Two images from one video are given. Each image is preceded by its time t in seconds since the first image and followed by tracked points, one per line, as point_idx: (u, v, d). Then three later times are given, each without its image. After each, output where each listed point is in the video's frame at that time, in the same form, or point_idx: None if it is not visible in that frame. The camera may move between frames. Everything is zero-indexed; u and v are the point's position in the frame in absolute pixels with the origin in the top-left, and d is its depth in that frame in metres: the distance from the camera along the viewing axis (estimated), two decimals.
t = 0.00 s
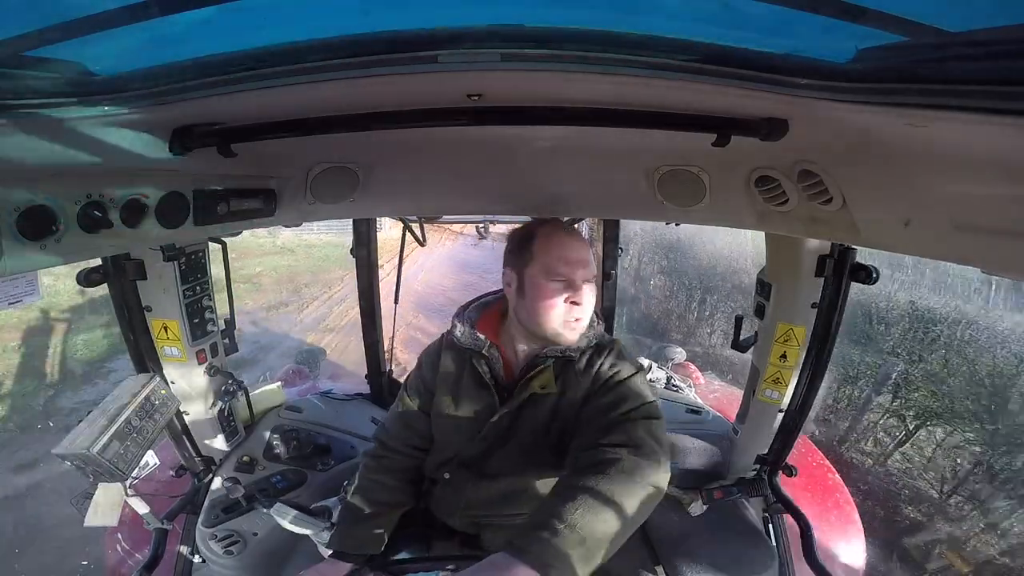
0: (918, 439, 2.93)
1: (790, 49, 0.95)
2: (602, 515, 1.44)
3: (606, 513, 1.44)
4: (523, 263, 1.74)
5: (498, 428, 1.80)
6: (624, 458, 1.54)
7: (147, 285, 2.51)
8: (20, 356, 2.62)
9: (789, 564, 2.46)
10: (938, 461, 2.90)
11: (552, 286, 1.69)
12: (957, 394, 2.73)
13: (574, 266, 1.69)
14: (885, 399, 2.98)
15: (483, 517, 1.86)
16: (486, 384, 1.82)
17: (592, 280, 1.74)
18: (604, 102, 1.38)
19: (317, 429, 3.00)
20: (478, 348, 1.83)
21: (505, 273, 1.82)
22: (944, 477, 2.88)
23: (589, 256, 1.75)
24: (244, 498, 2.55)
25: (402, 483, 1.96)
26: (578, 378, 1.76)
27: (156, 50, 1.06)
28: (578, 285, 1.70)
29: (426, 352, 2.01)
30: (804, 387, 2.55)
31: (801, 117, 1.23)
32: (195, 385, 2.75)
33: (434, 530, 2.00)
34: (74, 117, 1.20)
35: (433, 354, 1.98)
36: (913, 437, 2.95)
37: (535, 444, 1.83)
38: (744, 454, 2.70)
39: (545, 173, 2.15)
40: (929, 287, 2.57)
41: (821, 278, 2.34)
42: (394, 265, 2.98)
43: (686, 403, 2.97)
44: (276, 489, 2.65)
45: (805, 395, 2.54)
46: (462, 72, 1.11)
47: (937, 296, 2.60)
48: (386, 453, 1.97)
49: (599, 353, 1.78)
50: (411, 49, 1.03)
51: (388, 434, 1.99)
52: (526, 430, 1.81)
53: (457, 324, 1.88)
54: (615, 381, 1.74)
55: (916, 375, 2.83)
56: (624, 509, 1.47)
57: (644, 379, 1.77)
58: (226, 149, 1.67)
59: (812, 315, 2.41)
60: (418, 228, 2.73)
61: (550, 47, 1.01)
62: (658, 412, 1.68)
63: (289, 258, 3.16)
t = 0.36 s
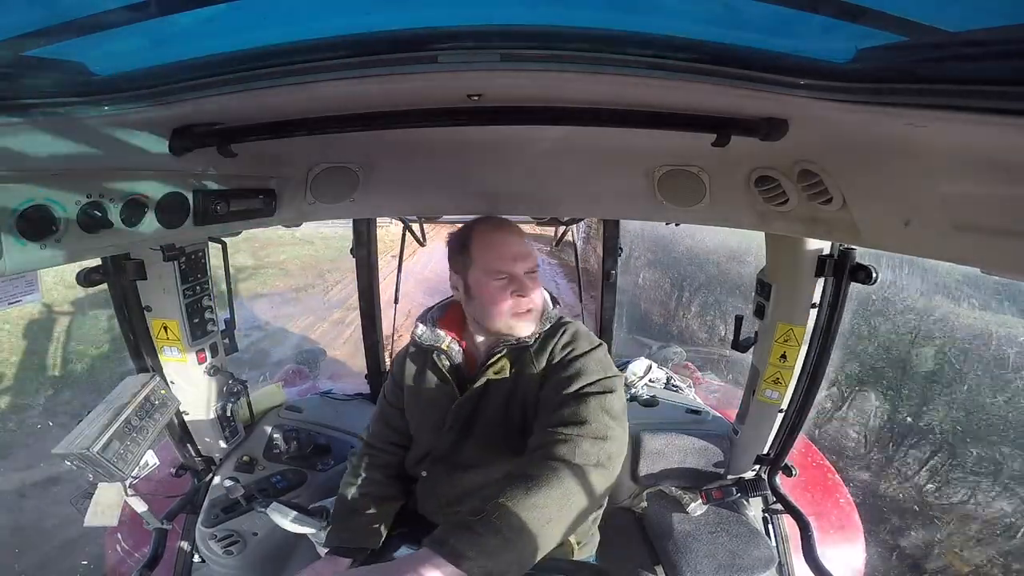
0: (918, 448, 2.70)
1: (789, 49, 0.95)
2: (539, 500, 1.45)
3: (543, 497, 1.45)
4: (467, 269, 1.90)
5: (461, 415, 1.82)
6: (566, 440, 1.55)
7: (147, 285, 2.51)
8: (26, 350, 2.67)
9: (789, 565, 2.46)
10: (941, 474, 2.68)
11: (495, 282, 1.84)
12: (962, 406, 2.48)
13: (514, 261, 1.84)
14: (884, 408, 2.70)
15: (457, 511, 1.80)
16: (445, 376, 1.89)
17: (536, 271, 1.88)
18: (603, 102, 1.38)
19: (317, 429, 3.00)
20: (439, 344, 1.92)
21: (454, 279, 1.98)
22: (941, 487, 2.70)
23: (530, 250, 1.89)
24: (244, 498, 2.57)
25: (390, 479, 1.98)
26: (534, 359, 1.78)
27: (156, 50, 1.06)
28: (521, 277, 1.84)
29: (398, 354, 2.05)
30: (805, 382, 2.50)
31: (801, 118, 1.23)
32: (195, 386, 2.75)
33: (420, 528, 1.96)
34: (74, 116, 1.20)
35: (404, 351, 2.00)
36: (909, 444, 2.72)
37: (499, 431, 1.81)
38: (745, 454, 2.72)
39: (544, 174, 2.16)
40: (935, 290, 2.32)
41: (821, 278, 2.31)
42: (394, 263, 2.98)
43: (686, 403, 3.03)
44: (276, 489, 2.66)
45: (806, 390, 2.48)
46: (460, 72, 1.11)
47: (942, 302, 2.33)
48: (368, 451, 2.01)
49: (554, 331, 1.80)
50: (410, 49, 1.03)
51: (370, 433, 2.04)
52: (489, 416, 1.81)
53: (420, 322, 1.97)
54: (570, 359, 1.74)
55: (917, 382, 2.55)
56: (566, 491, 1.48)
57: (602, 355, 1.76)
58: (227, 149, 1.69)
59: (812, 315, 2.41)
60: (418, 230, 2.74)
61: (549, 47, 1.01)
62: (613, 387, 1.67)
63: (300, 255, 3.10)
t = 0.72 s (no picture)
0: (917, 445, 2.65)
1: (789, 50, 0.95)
2: (524, 505, 1.49)
3: (529, 505, 1.49)
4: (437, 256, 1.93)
5: (455, 419, 1.81)
6: (558, 445, 1.55)
7: (147, 284, 2.50)
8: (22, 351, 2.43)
9: (789, 565, 2.46)
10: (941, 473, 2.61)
11: (451, 272, 1.84)
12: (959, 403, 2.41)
13: (473, 252, 1.82)
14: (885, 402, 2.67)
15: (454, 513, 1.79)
16: (439, 377, 1.88)
17: (498, 262, 1.82)
18: (603, 102, 1.38)
19: (317, 429, 3.00)
20: (433, 346, 1.90)
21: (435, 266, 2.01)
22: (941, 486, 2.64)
23: (496, 240, 1.84)
24: (244, 498, 2.56)
25: (384, 478, 1.98)
26: (526, 361, 1.76)
27: (157, 49, 1.05)
28: (476, 268, 1.81)
29: (393, 356, 2.08)
30: (805, 382, 2.49)
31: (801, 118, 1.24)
32: (195, 385, 2.75)
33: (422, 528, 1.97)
34: (73, 116, 1.20)
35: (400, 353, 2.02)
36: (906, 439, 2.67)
37: (494, 433, 1.81)
38: (744, 454, 2.72)
39: (544, 173, 2.16)
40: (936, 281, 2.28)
41: (822, 278, 2.31)
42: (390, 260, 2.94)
43: (686, 403, 3.03)
44: (276, 489, 2.66)
45: (806, 389, 2.47)
46: (459, 72, 1.12)
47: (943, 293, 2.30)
48: (366, 452, 2.01)
49: (548, 332, 1.78)
50: (410, 49, 1.03)
51: (367, 434, 2.05)
52: (483, 419, 1.81)
53: (413, 325, 1.96)
54: (564, 361, 1.73)
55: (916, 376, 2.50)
56: (557, 497, 1.50)
57: (598, 355, 1.74)
58: (227, 149, 1.69)
59: (812, 315, 2.41)
60: (418, 230, 2.75)
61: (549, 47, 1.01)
62: (610, 389, 1.66)
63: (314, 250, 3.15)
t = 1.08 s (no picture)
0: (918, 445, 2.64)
1: (789, 50, 0.95)
2: (529, 508, 1.50)
3: (534, 507, 1.50)
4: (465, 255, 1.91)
5: (470, 421, 1.81)
6: (566, 449, 1.55)
7: (146, 284, 2.50)
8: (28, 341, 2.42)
9: (789, 565, 2.47)
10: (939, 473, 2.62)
11: (479, 273, 1.82)
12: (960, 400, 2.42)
13: (503, 254, 1.80)
14: (886, 401, 2.65)
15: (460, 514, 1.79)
16: (458, 378, 1.89)
17: (527, 266, 1.81)
18: (603, 102, 1.38)
19: (317, 429, 3.00)
20: (454, 345, 1.90)
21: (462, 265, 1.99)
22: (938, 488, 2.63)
23: (526, 242, 1.82)
24: (244, 498, 2.56)
25: (391, 474, 1.97)
26: (545, 366, 1.76)
27: (156, 50, 1.05)
28: (505, 270, 1.79)
29: (407, 358, 2.09)
30: (805, 382, 2.49)
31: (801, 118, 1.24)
32: (196, 386, 2.75)
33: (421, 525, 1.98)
34: (73, 116, 1.20)
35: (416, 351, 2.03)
36: (908, 439, 2.67)
37: (507, 436, 1.80)
38: (744, 454, 2.73)
39: (544, 173, 2.15)
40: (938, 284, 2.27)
41: (821, 278, 2.30)
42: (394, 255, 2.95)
43: (686, 403, 3.04)
44: (276, 489, 2.67)
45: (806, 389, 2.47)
46: (459, 72, 1.12)
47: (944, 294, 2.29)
48: (375, 446, 2.02)
49: (567, 338, 1.78)
50: (409, 49, 1.03)
51: (378, 428, 2.05)
52: (496, 421, 1.81)
53: (434, 325, 1.96)
54: (581, 367, 1.72)
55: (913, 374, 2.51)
56: (561, 501, 1.51)
57: (613, 363, 1.74)
58: (227, 149, 1.69)
59: (811, 315, 2.41)
60: (418, 230, 2.75)
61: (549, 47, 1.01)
62: (624, 396, 1.65)
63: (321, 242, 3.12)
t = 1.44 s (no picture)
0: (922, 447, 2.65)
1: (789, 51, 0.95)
2: (525, 512, 1.49)
3: (530, 512, 1.49)
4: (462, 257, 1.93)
5: (467, 422, 1.81)
6: (564, 456, 1.55)
7: (147, 284, 2.49)
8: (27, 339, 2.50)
9: (790, 565, 2.47)
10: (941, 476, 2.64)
11: (475, 272, 1.84)
12: (965, 402, 2.46)
13: (498, 254, 1.82)
14: (888, 402, 2.66)
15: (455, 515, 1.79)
16: (455, 379, 1.90)
17: (523, 266, 1.83)
18: (602, 103, 1.38)
19: (317, 429, 3.00)
20: (450, 346, 1.90)
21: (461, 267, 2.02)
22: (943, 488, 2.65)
23: (523, 243, 1.85)
24: (244, 498, 2.56)
25: (390, 473, 1.98)
26: (542, 370, 1.76)
27: (156, 50, 1.05)
28: (500, 270, 1.82)
29: (404, 362, 2.10)
30: (805, 382, 2.48)
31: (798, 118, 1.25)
32: (196, 385, 2.75)
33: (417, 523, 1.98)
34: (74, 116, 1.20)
35: (414, 353, 2.05)
36: (906, 440, 2.69)
37: (503, 439, 1.81)
38: (744, 454, 2.73)
39: (544, 173, 2.15)
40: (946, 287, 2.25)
41: (821, 277, 2.29)
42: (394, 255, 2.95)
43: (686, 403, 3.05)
44: (276, 489, 2.66)
45: (805, 389, 2.47)
46: (458, 73, 1.12)
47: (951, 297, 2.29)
48: (374, 446, 2.02)
49: (565, 343, 1.79)
50: (408, 49, 1.03)
51: (375, 428, 2.06)
52: (493, 424, 1.80)
53: (431, 325, 1.95)
54: (579, 372, 1.72)
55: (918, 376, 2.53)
56: (557, 507, 1.51)
57: (611, 368, 1.74)
58: (227, 149, 1.69)
59: (811, 315, 2.40)
60: (418, 230, 2.74)
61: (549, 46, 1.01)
62: (621, 402, 1.65)
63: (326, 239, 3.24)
